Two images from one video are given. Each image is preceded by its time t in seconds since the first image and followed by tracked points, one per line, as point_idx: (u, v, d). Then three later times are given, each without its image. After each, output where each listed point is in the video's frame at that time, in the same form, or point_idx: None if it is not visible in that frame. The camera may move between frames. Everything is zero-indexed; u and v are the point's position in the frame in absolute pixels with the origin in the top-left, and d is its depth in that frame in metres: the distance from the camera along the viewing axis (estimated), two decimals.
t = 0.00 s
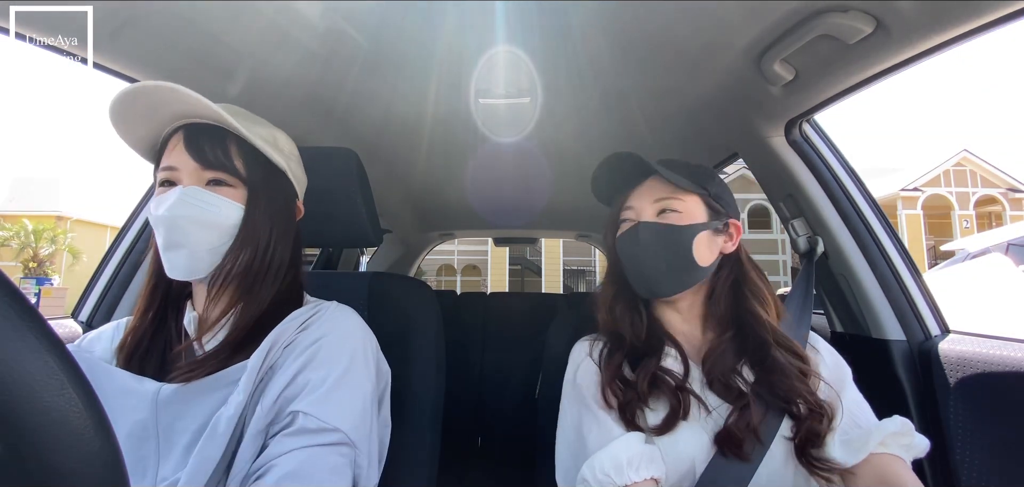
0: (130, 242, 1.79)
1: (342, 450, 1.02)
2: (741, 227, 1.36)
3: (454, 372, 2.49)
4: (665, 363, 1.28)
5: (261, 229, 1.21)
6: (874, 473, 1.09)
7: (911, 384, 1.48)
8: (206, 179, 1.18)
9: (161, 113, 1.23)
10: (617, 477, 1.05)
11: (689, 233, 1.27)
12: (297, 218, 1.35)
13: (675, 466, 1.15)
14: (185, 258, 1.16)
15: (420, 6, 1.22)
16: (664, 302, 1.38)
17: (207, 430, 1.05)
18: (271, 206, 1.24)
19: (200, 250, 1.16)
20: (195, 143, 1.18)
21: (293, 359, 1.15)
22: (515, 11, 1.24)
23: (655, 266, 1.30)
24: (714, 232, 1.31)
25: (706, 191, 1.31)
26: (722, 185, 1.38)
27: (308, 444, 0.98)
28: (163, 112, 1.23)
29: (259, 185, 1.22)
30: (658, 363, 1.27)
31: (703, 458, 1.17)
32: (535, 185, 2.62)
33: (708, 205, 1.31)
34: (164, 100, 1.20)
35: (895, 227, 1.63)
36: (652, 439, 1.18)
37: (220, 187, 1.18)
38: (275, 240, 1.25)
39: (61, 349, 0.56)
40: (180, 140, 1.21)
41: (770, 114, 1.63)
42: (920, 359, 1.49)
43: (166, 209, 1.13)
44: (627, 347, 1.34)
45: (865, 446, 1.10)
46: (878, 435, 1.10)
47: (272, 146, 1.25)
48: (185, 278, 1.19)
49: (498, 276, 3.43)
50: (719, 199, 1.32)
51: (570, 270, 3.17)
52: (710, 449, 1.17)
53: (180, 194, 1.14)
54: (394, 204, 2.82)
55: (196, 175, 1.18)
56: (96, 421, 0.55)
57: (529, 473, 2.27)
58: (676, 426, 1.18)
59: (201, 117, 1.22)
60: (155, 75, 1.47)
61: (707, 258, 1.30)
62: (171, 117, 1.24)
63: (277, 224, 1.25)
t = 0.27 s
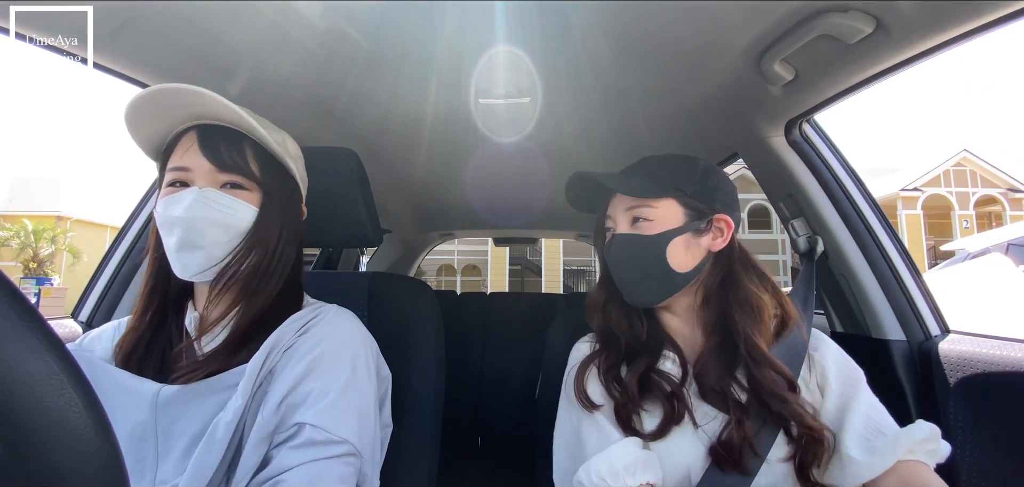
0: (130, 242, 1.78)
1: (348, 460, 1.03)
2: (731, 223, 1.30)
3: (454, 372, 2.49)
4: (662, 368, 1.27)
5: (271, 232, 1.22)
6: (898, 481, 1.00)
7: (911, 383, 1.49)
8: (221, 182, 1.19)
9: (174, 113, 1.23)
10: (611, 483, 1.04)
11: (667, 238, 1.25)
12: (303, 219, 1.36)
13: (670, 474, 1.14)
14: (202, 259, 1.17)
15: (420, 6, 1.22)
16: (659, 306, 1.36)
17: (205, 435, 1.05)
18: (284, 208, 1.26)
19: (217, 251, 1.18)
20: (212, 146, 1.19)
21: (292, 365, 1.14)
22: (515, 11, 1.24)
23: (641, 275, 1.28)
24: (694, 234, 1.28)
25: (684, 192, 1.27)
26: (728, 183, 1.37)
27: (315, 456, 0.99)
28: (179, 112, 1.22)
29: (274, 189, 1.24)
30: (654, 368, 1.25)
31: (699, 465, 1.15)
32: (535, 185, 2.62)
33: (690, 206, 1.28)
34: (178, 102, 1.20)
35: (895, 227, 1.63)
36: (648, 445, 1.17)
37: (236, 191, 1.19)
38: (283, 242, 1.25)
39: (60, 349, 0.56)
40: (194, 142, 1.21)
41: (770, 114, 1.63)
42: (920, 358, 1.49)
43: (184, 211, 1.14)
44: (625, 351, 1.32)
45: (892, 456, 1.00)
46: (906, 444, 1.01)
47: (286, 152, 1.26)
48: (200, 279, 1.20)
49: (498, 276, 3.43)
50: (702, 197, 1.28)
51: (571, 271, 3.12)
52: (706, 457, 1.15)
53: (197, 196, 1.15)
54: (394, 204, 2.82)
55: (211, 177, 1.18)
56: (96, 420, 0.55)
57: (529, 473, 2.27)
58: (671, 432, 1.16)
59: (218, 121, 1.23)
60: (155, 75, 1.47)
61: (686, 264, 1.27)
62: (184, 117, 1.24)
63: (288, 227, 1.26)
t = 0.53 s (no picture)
0: (130, 242, 1.78)
1: (371, 450, 1.08)
2: (736, 221, 1.29)
3: (454, 372, 2.49)
4: (664, 372, 1.27)
5: (284, 230, 1.26)
6: None
7: (910, 383, 1.49)
8: (235, 181, 1.21)
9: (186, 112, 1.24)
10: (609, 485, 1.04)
11: (670, 237, 1.25)
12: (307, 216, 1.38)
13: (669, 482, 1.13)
14: (217, 258, 1.18)
15: (420, 6, 1.22)
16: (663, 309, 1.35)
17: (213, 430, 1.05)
18: (295, 207, 1.30)
19: (233, 250, 1.18)
20: (227, 146, 1.21)
21: (302, 362, 1.15)
22: (515, 11, 1.24)
23: (644, 276, 1.27)
24: (697, 234, 1.27)
25: (686, 190, 1.26)
26: (736, 174, 1.36)
27: (343, 448, 1.03)
28: (193, 111, 1.24)
29: (285, 188, 1.28)
30: (656, 373, 1.24)
31: (696, 476, 1.14)
32: (535, 185, 2.62)
33: (692, 204, 1.27)
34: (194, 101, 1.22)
35: (895, 227, 1.63)
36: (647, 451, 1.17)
37: (250, 190, 1.22)
38: (292, 240, 1.29)
39: (60, 348, 0.56)
40: (208, 141, 1.23)
41: (769, 114, 1.63)
42: (920, 358, 1.49)
43: (200, 210, 1.14)
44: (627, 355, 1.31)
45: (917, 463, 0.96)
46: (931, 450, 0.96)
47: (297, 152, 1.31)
48: (213, 277, 1.20)
49: (498, 276, 3.43)
50: (705, 195, 1.27)
51: (570, 270, 3.17)
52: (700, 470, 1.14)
53: (212, 195, 1.15)
54: (394, 204, 2.82)
55: (226, 176, 1.20)
56: (96, 420, 0.55)
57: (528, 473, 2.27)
58: (669, 440, 1.16)
59: (233, 121, 1.25)
60: (155, 76, 1.47)
61: (688, 264, 1.26)
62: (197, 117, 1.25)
63: (297, 225, 1.29)
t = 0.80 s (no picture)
0: (130, 242, 1.78)
1: (380, 453, 1.08)
2: (743, 221, 1.29)
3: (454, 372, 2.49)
4: (669, 374, 1.27)
5: (297, 234, 1.27)
6: None
7: (910, 383, 1.49)
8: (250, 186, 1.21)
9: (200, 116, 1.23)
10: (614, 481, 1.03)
11: (672, 237, 1.25)
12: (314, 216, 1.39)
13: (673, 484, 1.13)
14: (231, 263, 1.17)
15: (420, 6, 1.22)
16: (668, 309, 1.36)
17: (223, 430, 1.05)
18: (307, 209, 1.30)
19: (247, 255, 1.18)
20: (243, 150, 1.21)
21: (311, 365, 1.15)
22: (516, 11, 1.24)
23: (650, 274, 1.27)
24: (702, 233, 1.27)
25: (692, 189, 1.26)
26: (745, 175, 1.36)
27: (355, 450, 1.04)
28: (208, 115, 1.23)
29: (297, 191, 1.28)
30: (661, 374, 1.24)
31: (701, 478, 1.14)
32: (535, 185, 2.62)
33: (698, 203, 1.27)
34: (211, 106, 1.22)
35: (895, 227, 1.63)
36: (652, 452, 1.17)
37: (265, 195, 1.22)
38: (304, 242, 1.29)
39: (60, 347, 0.56)
40: (223, 145, 1.22)
41: (769, 114, 1.63)
42: (920, 358, 1.50)
43: (216, 214, 1.14)
44: (632, 354, 1.31)
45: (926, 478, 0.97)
46: (940, 463, 0.97)
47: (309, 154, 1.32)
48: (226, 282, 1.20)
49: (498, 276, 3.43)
50: (712, 194, 1.27)
51: (570, 270, 3.18)
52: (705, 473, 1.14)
53: (228, 199, 1.15)
54: (394, 204, 2.82)
55: (241, 180, 1.19)
56: (96, 420, 0.55)
57: (528, 473, 2.27)
58: (675, 442, 1.15)
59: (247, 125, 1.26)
60: (155, 75, 1.47)
61: (693, 264, 1.26)
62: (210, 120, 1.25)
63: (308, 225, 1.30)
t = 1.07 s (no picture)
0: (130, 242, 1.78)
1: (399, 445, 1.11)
2: (744, 221, 1.29)
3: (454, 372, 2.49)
4: (668, 375, 1.27)
5: (311, 241, 1.29)
6: None
7: (910, 382, 1.50)
8: (266, 192, 1.21)
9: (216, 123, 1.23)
10: (613, 480, 1.03)
11: (673, 238, 1.25)
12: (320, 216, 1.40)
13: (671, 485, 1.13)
14: (246, 267, 1.19)
15: (420, 6, 1.22)
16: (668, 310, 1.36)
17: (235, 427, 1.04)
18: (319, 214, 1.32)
19: (264, 260, 1.20)
20: (260, 156, 1.22)
21: (322, 363, 1.16)
22: (516, 11, 1.24)
23: (652, 274, 1.27)
24: (703, 233, 1.27)
25: (693, 189, 1.26)
26: (746, 175, 1.37)
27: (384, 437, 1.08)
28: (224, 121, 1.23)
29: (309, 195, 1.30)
30: (661, 375, 1.24)
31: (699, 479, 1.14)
32: (535, 185, 2.62)
33: (698, 203, 1.27)
34: (226, 113, 1.22)
35: (895, 227, 1.63)
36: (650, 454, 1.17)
37: (280, 201, 1.23)
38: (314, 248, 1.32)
39: (58, 347, 0.56)
40: (239, 151, 1.23)
41: (769, 114, 1.63)
42: (920, 358, 1.50)
43: (236, 221, 1.15)
44: (631, 355, 1.31)
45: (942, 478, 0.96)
46: (955, 462, 0.97)
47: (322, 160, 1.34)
48: (239, 285, 1.21)
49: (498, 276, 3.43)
50: (712, 194, 1.27)
51: (570, 271, 3.18)
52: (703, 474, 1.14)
53: (248, 206, 1.16)
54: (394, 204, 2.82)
55: (257, 185, 1.20)
56: (96, 420, 0.55)
57: (528, 473, 2.27)
58: (674, 443, 1.15)
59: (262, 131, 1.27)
60: (155, 76, 1.47)
61: (693, 264, 1.26)
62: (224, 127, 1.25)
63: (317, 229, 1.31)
